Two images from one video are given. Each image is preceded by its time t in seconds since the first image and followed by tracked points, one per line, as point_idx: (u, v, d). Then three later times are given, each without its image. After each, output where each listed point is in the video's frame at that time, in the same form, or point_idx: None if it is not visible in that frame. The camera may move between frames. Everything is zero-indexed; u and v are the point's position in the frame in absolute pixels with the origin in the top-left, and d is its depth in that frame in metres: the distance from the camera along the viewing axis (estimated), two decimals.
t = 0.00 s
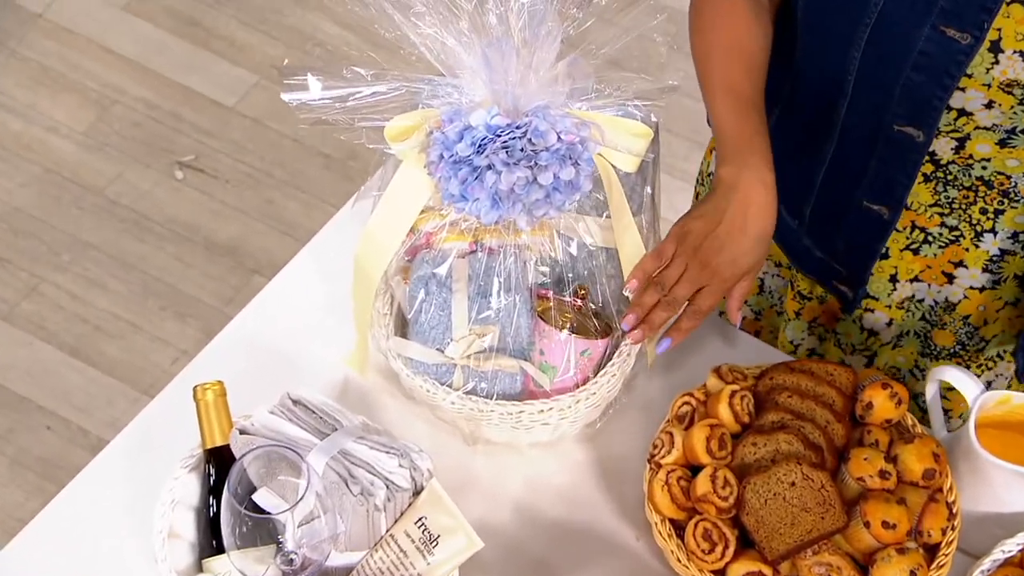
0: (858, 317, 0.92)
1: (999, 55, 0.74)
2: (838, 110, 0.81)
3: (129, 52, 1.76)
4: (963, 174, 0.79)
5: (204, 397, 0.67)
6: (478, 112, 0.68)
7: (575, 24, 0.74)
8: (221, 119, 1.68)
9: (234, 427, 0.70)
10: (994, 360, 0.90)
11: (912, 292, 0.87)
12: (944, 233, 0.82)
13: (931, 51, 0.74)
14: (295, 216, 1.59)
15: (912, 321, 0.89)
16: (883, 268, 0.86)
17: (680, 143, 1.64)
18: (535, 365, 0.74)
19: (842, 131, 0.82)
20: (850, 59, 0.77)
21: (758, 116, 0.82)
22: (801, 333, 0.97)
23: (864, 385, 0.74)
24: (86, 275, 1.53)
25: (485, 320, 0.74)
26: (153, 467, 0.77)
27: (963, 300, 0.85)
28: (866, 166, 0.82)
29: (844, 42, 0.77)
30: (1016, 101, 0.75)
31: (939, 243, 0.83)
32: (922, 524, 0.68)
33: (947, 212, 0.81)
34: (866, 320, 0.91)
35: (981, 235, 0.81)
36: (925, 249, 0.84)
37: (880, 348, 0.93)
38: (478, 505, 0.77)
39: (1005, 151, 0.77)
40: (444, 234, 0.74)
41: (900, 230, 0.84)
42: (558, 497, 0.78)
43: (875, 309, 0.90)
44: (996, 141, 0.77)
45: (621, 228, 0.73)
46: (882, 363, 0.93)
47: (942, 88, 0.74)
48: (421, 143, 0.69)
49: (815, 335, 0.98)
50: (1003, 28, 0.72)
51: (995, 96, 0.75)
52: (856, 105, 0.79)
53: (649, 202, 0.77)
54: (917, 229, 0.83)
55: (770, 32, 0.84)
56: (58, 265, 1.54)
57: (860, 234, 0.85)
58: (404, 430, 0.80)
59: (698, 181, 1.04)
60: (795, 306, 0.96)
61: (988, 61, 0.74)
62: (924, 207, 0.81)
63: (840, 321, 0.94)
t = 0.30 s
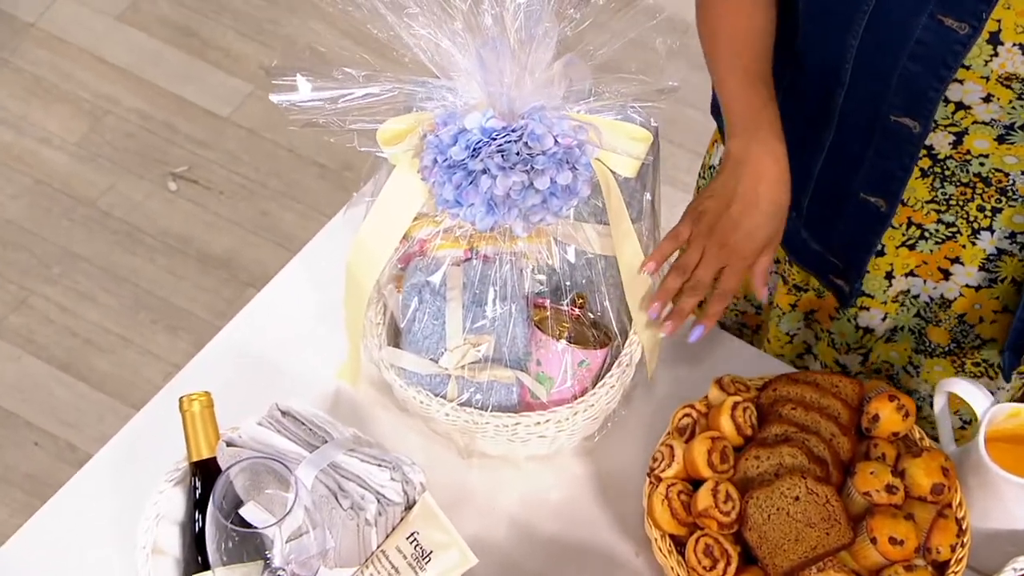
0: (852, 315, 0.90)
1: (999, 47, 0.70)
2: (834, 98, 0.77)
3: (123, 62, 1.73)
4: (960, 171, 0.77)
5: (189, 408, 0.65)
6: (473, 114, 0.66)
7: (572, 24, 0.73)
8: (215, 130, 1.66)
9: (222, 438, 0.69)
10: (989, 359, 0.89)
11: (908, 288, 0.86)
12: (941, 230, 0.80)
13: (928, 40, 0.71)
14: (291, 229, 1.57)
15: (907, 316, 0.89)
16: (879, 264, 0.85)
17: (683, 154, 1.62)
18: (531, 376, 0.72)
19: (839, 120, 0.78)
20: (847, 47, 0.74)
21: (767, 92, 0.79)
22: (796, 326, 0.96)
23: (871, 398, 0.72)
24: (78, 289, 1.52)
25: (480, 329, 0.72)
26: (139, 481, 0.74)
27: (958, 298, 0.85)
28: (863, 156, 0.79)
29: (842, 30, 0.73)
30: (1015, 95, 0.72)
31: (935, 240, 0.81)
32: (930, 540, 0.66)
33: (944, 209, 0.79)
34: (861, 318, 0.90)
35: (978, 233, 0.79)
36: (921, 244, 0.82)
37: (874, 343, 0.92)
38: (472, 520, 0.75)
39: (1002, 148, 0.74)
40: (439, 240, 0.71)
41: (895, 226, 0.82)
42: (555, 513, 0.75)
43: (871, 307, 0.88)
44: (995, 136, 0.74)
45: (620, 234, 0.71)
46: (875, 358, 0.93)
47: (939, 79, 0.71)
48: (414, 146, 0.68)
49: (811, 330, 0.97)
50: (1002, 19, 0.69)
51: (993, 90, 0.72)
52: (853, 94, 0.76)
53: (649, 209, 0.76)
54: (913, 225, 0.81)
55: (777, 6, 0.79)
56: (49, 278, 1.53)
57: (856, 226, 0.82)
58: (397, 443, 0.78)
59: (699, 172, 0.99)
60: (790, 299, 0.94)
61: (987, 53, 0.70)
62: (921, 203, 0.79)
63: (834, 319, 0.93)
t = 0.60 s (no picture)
0: (838, 306, 0.86)
1: (991, 41, 0.68)
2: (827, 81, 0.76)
3: (117, 71, 1.71)
4: (950, 164, 0.74)
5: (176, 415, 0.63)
6: (468, 115, 0.64)
7: (572, 23, 0.71)
8: (211, 139, 1.64)
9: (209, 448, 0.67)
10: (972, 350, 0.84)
11: (896, 280, 0.82)
12: (928, 223, 0.77)
13: (921, 26, 0.69)
14: (287, 240, 1.55)
15: (893, 308, 0.84)
16: (865, 255, 0.81)
17: (687, 164, 1.60)
18: (529, 385, 0.70)
19: (831, 104, 0.77)
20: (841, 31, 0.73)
21: None
22: (783, 314, 0.92)
23: (878, 408, 0.70)
24: (69, 300, 1.50)
25: (475, 336, 0.70)
26: (124, 493, 0.72)
27: (943, 291, 0.80)
28: (850, 144, 0.77)
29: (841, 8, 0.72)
30: (1005, 91, 0.69)
31: (922, 233, 0.77)
32: (940, 555, 0.64)
33: (932, 202, 0.76)
34: (846, 309, 0.86)
35: (966, 227, 0.76)
36: (909, 238, 0.78)
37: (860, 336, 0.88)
38: (467, 533, 0.73)
39: (991, 144, 0.71)
40: (433, 245, 0.70)
41: (881, 217, 0.78)
42: (552, 526, 0.73)
43: (856, 299, 0.84)
44: (984, 132, 0.71)
45: (621, 239, 0.69)
46: (859, 351, 0.89)
47: (930, 68, 0.69)
48: (409, 148, 0.66)
49: (799, 319, 0.92)
50: (997, 12, 0.67)
51: (984, 84, 0.69)
52: (846, 76, 0.75)
53: (651, 214, 0.74)
54: (901, 218, 0.78)
55: None
56: (40, 290, 1.51)
57: (839, 217, 0.79)
58: (390, 454, 0.76)
59: (707, 156, 0.97)
60: (779, 287, 0.90)
61: (979, 46, 0.68)
62: (909, 194, 0.76)
63: (822, 309, 0.88)
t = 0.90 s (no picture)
0: (833, 305, 0.84)
1: (994, 39, 0.67)
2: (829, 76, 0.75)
3: (113, 79, 1.70)
4: (950, 165, 0.73)
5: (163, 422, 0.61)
6: (466, 112, 0.63)
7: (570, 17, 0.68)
8: (207, 149, 1.63)
9: (196, 455, 0.65)
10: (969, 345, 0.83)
11: (893, 281, 0.80)
12: (927, 225, 0.76)
13: (920, 23, 0.68)
14: (284, 251, 1.53)
15: (889, 309, 0.83)
16: (861, 256, 0.80)
17: (691, 176, 1.58)
18: (528, 392, 0.69)
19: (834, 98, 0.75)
20: (843, 23, 0.72)
21: None
22: (779, 312, 0.90)
23: (887, 417, 0.68)
24: (61, 312, 1.48)
25: (472, 341, 0.68)
26: (108, 504, 0.70)
27: (941, 293, 0.79)
28: (853, 140, 0.75)
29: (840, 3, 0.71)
30: (1008, 91, 0.68)
31: (921, 235, 0.76)
32: (952, 567, 0.62)
33: (931, 204, 0.75)
34: (842, 309, 0.84)
35: (965, 229, 0.74)
36: (906, 239, 0.77)
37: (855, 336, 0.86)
38: (463, 545, 0.71)
39: (993, 145, 0.70)
40: (433, 248, 0.68)
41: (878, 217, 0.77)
42: (552, 538, 0.71)
43: (851, 299, 0.83)
44: (986, 132, 0.70)
45: (622, 241, 0.68)
46: (855, 351, 0.87)
47: (929, 64, 0.68)
48: (404, 146, 0.64)
49: (794, 317, 0.90)
50: (1000, 9, 0.66)
51: (986, 83, 0.69)
52: (846, 73, 0.74)
53: (653, 216, 0.72)
54: (898, 219, 0.76)
55: None
56: (31, 301, 1.49)
57: (844, 213, 0.78)
58: (384, 462, 0.74)
59: (712, 154, 0.95)
60: (773, 284, 0.88)
61: (982, 44, 0.67)
62: (908, 195, 0.75)
63: (817, 306, 0.87)
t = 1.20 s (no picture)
0: (837, 300, 0.83)
1: (993, 34, 0.65)
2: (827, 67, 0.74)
3: (110, 85, 1.69)
4: (950, 162, 0.71)
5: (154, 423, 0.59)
6: (464, 105, 0.61)
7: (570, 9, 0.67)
8: (205, 155, 1.62)
9: (186, 455, 0.63)
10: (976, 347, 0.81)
11: (894, 277, 0.79)
12: (928, 224, 0.74)
13: (920, 16, 0.67)
14: (281, 258, 1.52)
15: (891, 308, 0.81)
16: (864, 252, 0.78)
17: (695, 183, 1.57)
18: (526, 393, 0.67)
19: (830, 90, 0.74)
20: (844, 13, 0.71)
21: None
22: (785, 306, 0.89)
23: (896, 419, 0.66)
24: (56, 319, 1.47)
25: (469, 340, 0.67)
26: (95, 510, 0.69)
27: (944, 294, 0.77)
28: (846, 135, 0.75)
29: None
30: (1008, 86, 0.66)
31: (922, 234, 0.75)
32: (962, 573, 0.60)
33: (932, 202, 0.73)
34: (844, 307, 0.83)
35: (967, 229, 0.73)
36: (908, 237, 0.76)
37: (859, 334, 0.84)
38: (460, 550, 0.69)
39: (995, 141, 0.69)
40: (431, 245, 0.66)
41: (879, 215, 0.76)
42: (551, 544, 0.70)
43: (854, 297, 0.81)
44: (987, 128, 0.68)
45: (624, 239, 0.66)
46: (859, 347, 0.86)
47: (926, 59, 0.67)
48: (401, 140, 0.63)
49: (801, 311, 0.89)
50: (1000, 3, 0.64)
51: (986, 77, 0.67)
52: (844, 65, 0.73)
53: (656, 214, 0.71)
54: (900, 216, 0.75)
55: None
56: (25, 308, 1.48)
57: (833, 209, 0.77)
58: (380, 465, 0.73)
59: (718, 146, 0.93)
60: (778, 276, 0.86)
61: (981, 38, 0.65)
62: (908, 193, 0.74)
63: (823, 301, 0.85)
